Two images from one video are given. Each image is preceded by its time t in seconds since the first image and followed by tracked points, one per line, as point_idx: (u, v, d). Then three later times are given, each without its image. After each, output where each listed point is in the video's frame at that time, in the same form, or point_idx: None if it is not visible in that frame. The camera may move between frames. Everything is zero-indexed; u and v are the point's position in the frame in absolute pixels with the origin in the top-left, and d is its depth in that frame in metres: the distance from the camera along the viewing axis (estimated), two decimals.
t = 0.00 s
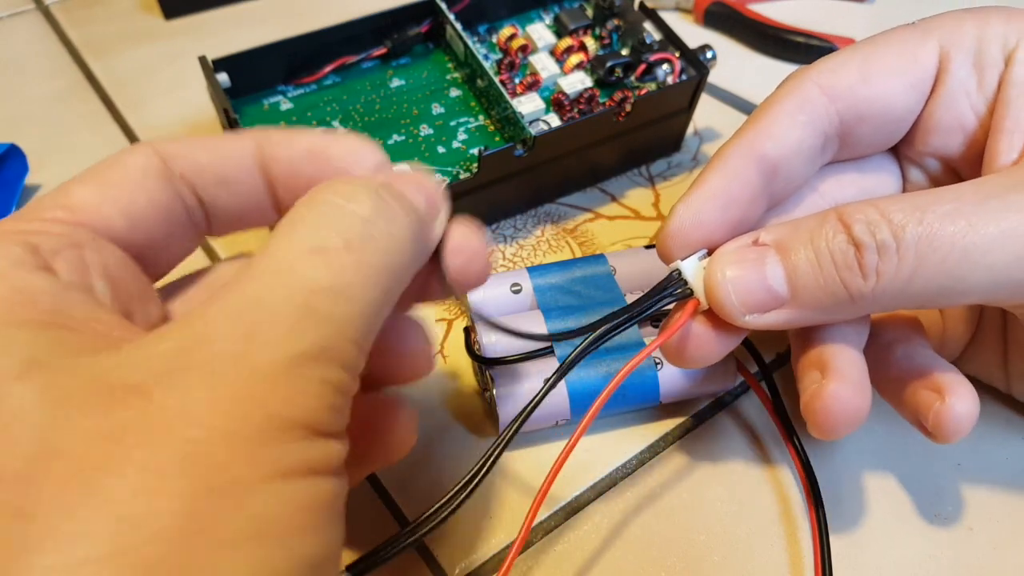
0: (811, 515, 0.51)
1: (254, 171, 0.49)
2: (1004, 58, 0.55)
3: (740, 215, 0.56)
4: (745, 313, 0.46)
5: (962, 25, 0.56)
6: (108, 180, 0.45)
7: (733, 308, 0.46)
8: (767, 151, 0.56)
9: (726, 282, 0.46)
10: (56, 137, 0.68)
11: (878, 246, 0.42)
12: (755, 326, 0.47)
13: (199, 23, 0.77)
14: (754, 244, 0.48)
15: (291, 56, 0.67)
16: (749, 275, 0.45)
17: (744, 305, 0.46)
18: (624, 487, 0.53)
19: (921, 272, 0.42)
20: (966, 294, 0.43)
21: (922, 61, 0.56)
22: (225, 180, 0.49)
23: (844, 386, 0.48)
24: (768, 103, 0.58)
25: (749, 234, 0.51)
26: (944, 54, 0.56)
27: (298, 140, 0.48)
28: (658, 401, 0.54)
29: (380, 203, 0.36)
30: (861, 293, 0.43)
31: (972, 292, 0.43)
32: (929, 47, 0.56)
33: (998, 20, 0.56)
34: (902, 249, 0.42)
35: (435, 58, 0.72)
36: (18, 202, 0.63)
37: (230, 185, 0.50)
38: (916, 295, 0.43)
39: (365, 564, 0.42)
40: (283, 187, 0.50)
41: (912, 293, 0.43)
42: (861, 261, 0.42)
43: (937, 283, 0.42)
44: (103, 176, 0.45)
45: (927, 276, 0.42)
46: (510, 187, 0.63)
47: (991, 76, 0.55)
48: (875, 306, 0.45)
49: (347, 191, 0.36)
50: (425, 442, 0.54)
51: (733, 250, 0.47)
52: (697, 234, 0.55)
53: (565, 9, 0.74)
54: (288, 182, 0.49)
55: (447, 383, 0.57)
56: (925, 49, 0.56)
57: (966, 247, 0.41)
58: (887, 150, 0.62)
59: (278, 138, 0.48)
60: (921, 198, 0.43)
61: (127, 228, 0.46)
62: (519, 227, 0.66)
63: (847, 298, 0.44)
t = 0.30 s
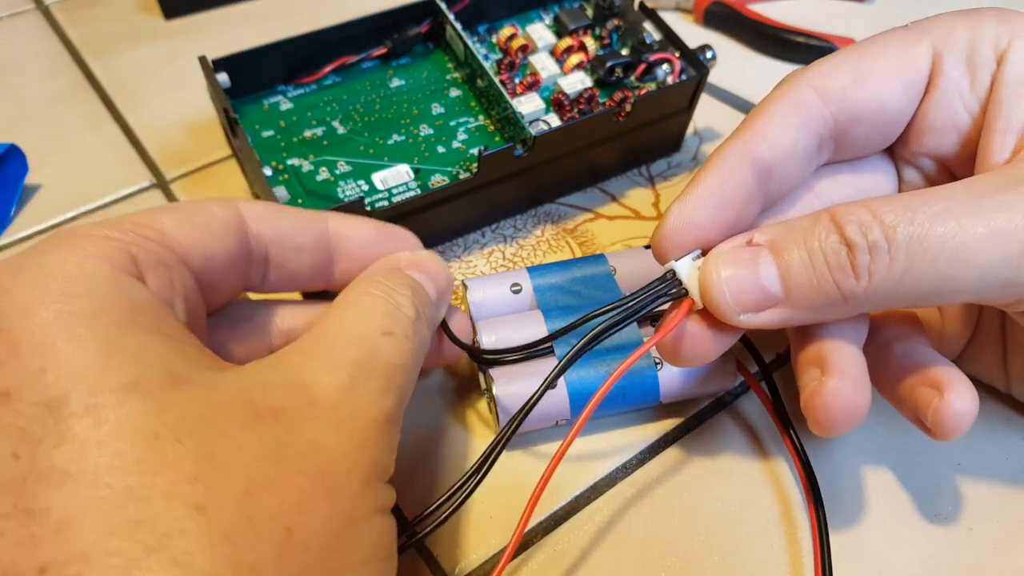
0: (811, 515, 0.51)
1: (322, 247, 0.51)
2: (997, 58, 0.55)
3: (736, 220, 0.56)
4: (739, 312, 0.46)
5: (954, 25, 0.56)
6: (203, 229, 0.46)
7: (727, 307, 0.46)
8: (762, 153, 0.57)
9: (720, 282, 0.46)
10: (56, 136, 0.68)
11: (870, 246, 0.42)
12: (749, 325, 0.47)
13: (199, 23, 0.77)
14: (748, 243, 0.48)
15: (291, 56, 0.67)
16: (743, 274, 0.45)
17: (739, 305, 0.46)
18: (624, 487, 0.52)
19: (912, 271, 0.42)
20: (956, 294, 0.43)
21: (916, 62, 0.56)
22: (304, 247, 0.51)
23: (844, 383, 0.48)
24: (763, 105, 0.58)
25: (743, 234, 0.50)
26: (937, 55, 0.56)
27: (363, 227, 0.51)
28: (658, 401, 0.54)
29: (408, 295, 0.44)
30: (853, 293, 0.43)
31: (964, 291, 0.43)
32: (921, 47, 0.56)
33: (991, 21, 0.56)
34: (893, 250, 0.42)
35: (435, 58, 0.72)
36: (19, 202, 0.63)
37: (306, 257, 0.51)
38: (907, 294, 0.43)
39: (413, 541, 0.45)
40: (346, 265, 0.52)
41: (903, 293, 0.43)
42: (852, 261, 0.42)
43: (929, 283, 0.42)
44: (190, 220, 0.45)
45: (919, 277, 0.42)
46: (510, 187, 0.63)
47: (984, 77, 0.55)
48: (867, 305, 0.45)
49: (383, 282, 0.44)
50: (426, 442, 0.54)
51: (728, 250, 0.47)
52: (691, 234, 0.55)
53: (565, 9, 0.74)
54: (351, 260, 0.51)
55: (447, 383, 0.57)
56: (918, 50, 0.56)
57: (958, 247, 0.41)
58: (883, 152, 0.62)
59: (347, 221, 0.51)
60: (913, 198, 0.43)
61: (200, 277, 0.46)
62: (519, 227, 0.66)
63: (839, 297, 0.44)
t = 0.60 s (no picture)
0: (811, 515, 0.51)
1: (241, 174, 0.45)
2: (1007, 48, 0.55)
3: (746, 185, 0.57)
4: (750, 277, 0.47)
5: (964, 17, 0.56)
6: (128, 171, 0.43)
7: (739, 272, 0.46)
8: (776, 126, 0.56)
9: (733, 247, 0.46)
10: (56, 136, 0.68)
11: (882, 214, 0.43)
12: (758, 291, 0.48)
13: (199, 24, 0.77)
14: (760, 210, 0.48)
15: (292, 56, 0.67)
16: (757, 240, 0.46)
17: (751, 270, 0.46)
18: (624, 487, 0.52)
19: (922, 241, 0.43)
20: (963, 265, 0.44)
21: (929, 47, 0.56)
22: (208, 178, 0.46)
23: (847, 348, 0.48)
24: (778, 80, 0.58)
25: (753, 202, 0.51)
26: (948, 42, 0.56)
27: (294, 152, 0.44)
28: (657, 401, 0.54)
29: (342, 202, 0.36)
30: (864, 260, 0.45)
31: (971, 262, 0.44)
32: (933, 34, 0.56)
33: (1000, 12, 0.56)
34: (905, 218, 0.43)
35: (435, 58, 0.72)
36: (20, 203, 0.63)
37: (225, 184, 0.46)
38: (916, 264, 0.44)
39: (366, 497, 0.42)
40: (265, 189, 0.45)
41: (912, 263, 0.44)
42: (865, 228, 0.43)
43: (937, 252, 0.43)
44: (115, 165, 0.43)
45: (929, 244, 0.43)
46: (511, 187, 0.63)
47: (994, 63, 0.56)
48: (876, 274, 0.46)
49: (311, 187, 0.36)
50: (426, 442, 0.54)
51: (740, 216, 0.47)
52: (704, 200, 0.55)
53: (565, 9, 0.74)
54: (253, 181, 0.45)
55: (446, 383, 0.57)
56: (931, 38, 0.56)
57: (969, 217, 0.42)
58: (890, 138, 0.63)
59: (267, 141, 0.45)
60: (924, 170, 0.44)
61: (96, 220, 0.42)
62: (519, 226, 0.66)
63: (850, 264, 0.45)
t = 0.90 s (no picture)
0: (811, 514, 0.51)
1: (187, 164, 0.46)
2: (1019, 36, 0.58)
3: (762, 147, 0.57)
4: (762, 233, 0.47)
5: (979, 5, 0.59)
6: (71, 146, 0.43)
7: (751, 227, 0.47)
8: (793, 94, 0.57)
9: (747, 202, 0.46)
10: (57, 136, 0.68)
11: (896, 171, 0.45)
12: (771, 247, 0.48)
13: (199, 24, 0.77)
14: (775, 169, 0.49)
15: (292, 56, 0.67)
16: (771, 195, 0.46)
17: (764, 225, 0.47)
18: (625, 487, 0.53)
19: (935, 199, 0.45)
20: (971, 228, 0.46)
21: (943, 31, 0.59)
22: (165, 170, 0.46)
23: (853, 305, 0.49)
24: (797, 49, 0.59)
25: (769, 163, 0.52)
26: (963, 27, 0.58)
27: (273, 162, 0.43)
28: (657, 401, 0.54)
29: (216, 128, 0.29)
30: (877, 218, 0.46)
31: (980, 224, 0.46)
32: (949, 18, 0.59)
33: (1012, 4, 0.59)
34: (918, 176, 0.44)
35: (435, 59, 0.72)
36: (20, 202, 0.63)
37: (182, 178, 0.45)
38: (928, 225, 0.46)
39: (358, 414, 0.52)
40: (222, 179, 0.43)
41: (924, 224, 0.46)
42: (879, 185, 0.45)
43: (948, 211, 0.45)
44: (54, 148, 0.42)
45: (942, 202, 0.45)
46: (511, 188, 0.63)
47: (1006, 50, 0.59)
48: (887, 235, 0.47)
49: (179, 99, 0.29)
50: (425, 442, 0.54)
51: (756, 173, 0.48)
52: (719, 157, 0.56)
53: (565, 9, 0.74)
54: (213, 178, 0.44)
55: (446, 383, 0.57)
56: (944, 21, 0.59)
57: (979, 177, 0.44)
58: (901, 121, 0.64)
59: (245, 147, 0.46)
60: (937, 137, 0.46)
61: None
62: (519, 226, 0.66)
63: (863, 222, 0.46)
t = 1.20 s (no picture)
0: (811, 513, 0.51)
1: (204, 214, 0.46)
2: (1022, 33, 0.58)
3: (765, 134, 0.57)
4: (763, 219, 0.47)
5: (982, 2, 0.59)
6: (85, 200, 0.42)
7: (752, 212, 0.47)
8: (797, 83, 0.57)
9: (750, 186, 0.47)
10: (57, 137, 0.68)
11: (897, 157, 0.45)
12: (771, 234, 0.48)
13: (199, 24, 0.77)
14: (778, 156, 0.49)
15: (292, 55, 0.67)
16: (772, 181, 0.47)
17: (765, 210, 0.47)
18: (625, 486, 0.52)
19: (936, 185, 0.45)
20: (973, 215, 0.46)
21: (946, 26, 0.59)
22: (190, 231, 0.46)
23: (853, 292, 0.49)
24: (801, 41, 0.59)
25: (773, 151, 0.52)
26: (966, 23, 0.59)
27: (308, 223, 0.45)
28: (657, 401, 0.54)
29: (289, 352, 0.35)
30: (878, 204, 0.46)
31: (980, 213, 0.46)
32: (952, 14, 0.59)
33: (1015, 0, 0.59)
34: (919, 162, 0.44)
35: (435, 59, 0.72)
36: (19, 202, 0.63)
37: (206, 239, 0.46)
38: (929, 212, 0.46)
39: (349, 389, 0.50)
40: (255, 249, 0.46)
41: (926, 210, 0.46)
42: (880, 170, 0.45)
43: (949, 198, 0.45)
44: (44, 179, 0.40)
45: (942, 189, 0.45)
46: (511, 186, 0.63)
47: (1008, 46, 0.59)
48: (888, 223, 0.47)
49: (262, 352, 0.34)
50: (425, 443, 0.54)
51: (758, 159, 0.48)
52: (722, 144, 0.56)
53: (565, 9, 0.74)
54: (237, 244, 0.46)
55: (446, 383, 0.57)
56: (947, 16, 0.59)
57: (981, 165, 0.44)
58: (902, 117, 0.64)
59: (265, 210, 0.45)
60: (940, 125, 0.46)
61: None
62: (519, 226, 0.66)
63: (864, 209, 0.46)
